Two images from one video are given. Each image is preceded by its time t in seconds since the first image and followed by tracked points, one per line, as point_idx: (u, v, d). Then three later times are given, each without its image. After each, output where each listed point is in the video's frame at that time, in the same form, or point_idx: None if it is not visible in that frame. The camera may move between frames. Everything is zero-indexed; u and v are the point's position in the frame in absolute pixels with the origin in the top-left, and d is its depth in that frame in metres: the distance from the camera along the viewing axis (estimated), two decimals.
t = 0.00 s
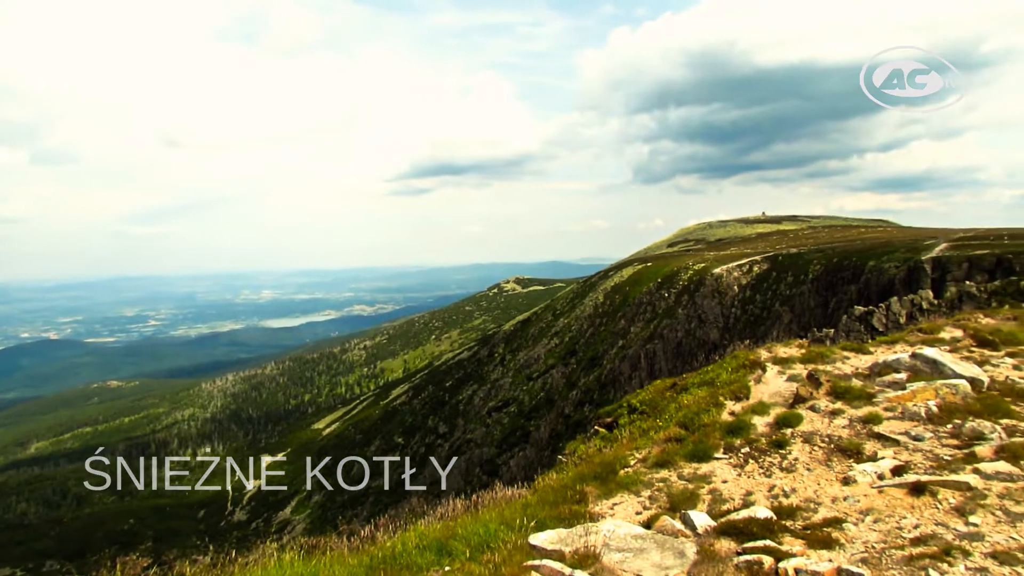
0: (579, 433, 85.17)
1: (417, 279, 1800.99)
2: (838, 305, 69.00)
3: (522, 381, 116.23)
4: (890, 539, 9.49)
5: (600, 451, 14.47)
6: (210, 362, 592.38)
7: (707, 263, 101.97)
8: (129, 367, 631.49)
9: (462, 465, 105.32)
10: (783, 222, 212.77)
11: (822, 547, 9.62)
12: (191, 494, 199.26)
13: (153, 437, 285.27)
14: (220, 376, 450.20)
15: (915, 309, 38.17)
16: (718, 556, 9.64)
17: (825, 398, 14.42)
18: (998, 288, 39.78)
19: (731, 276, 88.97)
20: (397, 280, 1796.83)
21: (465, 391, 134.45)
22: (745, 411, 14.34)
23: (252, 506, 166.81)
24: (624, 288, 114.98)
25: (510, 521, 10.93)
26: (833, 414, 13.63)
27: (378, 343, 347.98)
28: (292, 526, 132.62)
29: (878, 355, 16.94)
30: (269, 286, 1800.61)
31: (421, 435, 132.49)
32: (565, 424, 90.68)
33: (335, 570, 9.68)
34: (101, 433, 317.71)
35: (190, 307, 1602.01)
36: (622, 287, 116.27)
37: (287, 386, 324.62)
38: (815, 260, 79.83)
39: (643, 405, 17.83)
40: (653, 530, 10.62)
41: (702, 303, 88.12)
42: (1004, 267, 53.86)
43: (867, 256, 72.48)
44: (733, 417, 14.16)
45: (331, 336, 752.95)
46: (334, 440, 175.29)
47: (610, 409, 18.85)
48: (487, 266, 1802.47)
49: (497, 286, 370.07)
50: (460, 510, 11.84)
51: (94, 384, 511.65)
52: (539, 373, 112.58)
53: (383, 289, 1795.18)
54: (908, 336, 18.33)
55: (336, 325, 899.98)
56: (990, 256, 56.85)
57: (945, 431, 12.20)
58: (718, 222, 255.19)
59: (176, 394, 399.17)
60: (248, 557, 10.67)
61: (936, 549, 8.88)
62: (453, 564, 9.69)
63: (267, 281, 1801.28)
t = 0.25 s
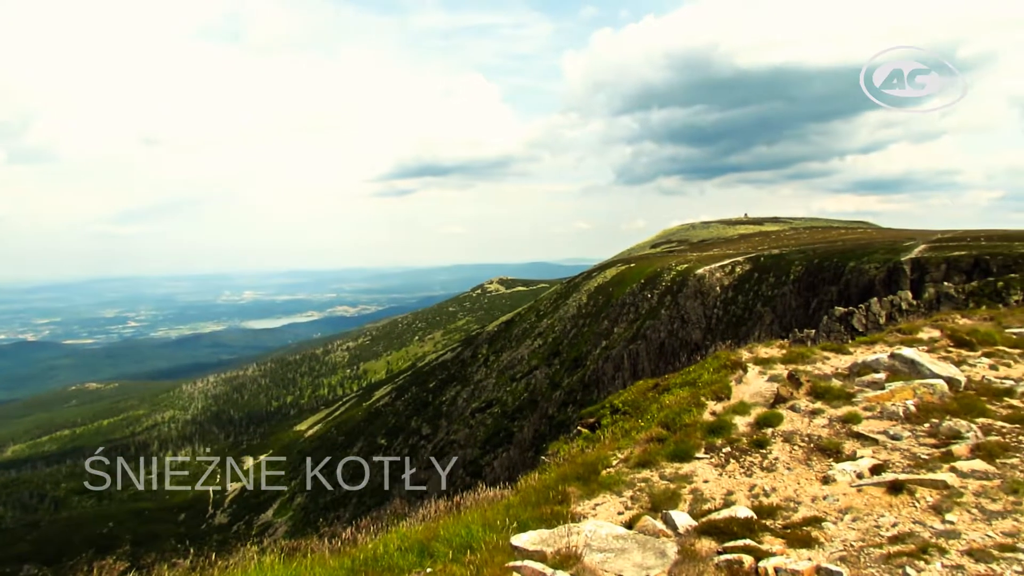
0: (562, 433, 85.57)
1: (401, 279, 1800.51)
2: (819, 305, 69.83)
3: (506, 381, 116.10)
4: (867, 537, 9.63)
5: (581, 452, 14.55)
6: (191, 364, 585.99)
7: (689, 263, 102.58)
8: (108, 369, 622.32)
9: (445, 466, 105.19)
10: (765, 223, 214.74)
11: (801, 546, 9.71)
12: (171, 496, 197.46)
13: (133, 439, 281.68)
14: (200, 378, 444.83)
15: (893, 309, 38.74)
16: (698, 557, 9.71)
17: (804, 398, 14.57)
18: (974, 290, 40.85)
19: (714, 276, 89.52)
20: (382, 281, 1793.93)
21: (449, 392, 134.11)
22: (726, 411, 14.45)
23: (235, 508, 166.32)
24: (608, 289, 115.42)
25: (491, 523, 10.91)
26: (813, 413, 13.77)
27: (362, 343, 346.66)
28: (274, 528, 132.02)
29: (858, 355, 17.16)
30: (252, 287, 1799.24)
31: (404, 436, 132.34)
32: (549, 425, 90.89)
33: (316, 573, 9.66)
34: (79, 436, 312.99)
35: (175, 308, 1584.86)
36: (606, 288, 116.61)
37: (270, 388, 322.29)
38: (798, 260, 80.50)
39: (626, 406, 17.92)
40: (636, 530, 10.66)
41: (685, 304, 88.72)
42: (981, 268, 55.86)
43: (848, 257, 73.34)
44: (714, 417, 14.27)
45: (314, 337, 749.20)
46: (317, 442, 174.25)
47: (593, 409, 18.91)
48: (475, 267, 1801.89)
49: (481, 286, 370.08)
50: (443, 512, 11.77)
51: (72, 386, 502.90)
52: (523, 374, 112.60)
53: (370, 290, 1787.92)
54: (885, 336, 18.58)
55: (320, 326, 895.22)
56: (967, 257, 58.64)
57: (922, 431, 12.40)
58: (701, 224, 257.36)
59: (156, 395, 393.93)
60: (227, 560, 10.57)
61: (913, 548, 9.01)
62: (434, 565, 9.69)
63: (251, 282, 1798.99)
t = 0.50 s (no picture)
0: (553, 431, 86.04)
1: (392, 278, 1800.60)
2: (809, 303, 70.30)
3: (498, 380, 116.02)
4: (858, 534, 9.67)
5: (574, 450, 14.58)
6: (179, 363, 583.16)
7: (681, 261, 102.85)
8: (96, 368, 617.39)
9: (437, 464, 105.26)
10: (756, 222, 215.55)
11: (792, 544, 9.75)
12: (161, 496, 196.95)
13: (122, 439, 280.09)
14: (189, 377, 442.22)
15: (883, 307, 38.95)
16: (690, 554, 9.74)
17: (795, 395, 14.65)
18: (963, 287, 41.28)
19: (705, 274, 89.76)
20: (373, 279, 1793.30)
21: (441, 390, 134.07)
22: (717, 409, 14.48)
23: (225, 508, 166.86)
24: (600, 287, 115.60)
25: (483, 522, 10.94)
26: (803, 411, 13.85)
27: (352, 342, 345.84)
28: (266, 528, 132.25)
29: (848, 352, 17.24)
30: (242, 286, 1801.28)
31: (396, 434, 132.53)
32: (541, 423, 91.15)
33: (308, 572, 9.72)
34: (67, 436, 310.63)
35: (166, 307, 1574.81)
36: (597, 286, 116.71)
37: (260, 387, 321.07)
38: (789, 258, 80.85)
39: (617, 404, 17.97)
40: (627, 528, 10.70)
41: (676, 302, 88.90)
42: (969, 266, 56.42)
43: (839, 255, 73.72)
44: (706, 414, 14.30)
45: (304, 336, 747.40)
46: (309, 440, 173.97)
47: (585, 406, 18.95)
48: (468, 265, 1801.83)
49: (472, 284, 369.84)
50: (436, 510, 11.77)
51: (59, 385, 498.58)
52: (515, 373, 112.58)
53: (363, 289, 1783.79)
54: (876, 333, 18.65)
55: (310, 325, 892.97)
56: (955, 256, 58.91)
57: (911, 427, 12.50)
58: (692, 222, 258.36)
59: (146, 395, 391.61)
60: (220, 560, 10.55)
61: (901, 544, 9.08)
62: (427, 565, 9.68)
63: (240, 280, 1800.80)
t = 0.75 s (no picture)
0: (535, 433, 86.29)
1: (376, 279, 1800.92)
2: (789, 305, 71.04)
3: (481, 382, 115.85)
4: (835, 533, 9.78)
5: (554, 452, 14.61)
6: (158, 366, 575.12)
7: (662, 264, 103.63)
8: (73, 372, 606.99)
9: (419, 468, 104.70)
10: (737, 224, 217.59)
11: (771, 543, 9.81)
12: (139, 501, 194.45)
13: (100, 444, 275.60)
14: (168, 381, 436.43)
15: (862, 309, 39.68)
16: (670, 555, 9.79)
17: (774, 396, 14.78)
18: (938, 289, 41.95)
19: (687, 276, 90.45)
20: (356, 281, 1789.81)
21: (423, 393, 133.73)
22: (697, 411, 14.60)
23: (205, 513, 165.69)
24: (582, 289, 116.21)
25: (462, 525, 10.94)
26: (782, 412, 14.01)
27: (334, 345, 344.12)
28: (247, 533, 130.98)
29: (826, 354, 17.46)
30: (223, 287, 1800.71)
31: (377, 437, 132.06)
32: (523, 425, 91.28)
33: None
34: (42, 442, 304.74)
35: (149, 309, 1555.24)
36: (580, 288, 117.24)
37: (241, 390, 317.95)
38: (768, 261, 81.55)
39: (598, 406, 18.04)
40: (607, 530, 10.74)
41: (658, 304, 89.38)
42: (945, 268, 57.08)
43: (818, 257, 74.64)
44: (686, 416, 14.40)
45: (286, 338, 743.41)
46: (289, 444, 172.52)
47: (567, 410, 19.01)
48: (455, 266, 1802.23)
49: (455, 287, 369.86)
50: (416, 513, 11.79)
51: (34, 391, 488.99)
52: (497, 375, 112.45)
53: (350, 291, 1773.99)
54: (854, 335, 18.85)
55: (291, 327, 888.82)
56: (931, 257, 59.90)
57: (888, 427, 12.68)
58: (674, 225, 260.33)
59: (124, 399, 385.90)
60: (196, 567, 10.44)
61: (879, 544, 9.17)
62: (406, 568, 9.69)
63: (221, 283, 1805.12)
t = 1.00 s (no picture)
0: (519, 433, 86.42)
1: (359, 279, 1801.08)
2: (771, 304, 71.77)
3: (464, 382, 115.60)
4: (814, 530, 9.87)
5: (537, 451, 14.61)
6: (136, 367, 566.34)
7: (644, 264, 104.23)
8: (48, 374, 595.80)
9: (403, 468, 104.05)
10: (719, 224, 219.26)
11: (750, 541, 9.89)
12: (118, 504, 191.89)
13: (78, 447, 270.95)
14: (146, 383, 430.13)
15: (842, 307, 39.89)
16: (651, 554, 9.80)
17: (755, 394, 14.90)
18: (917, 288, 42.45)
19: (669, 276, 91.09)
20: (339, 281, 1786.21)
21: (407, 393, 133.31)
22: (679, 409, 14.67)
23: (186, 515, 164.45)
24: (565, 289, 116.60)
25: (445, 526, 10.92)
26: (762, 410, 14.11)
27: (317, 345, 342.08)
28: (228, 535, 129.60)
29: (807, 352, 17.61)
30: (203, 287, 1800.43)
31: (361, 438, 131.49)
32: (507, 425, 91.24)
33: None
34: (16, 445, 298.68)
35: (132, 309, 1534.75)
36: (563, 288, 117.57)
37: (222, 391, 314.61)
38: (750, 261, 82.28)
39: (581, 405, 18.10)
40: (588, 529, 10.78)
41: (641, 303, 89.84)
42: (923, 268, 57.98)
43: (799, 257, 75.46)
44: (668, 415, 14.47)
45: (267, 339, 739.05)
46: (272, 445, 170.92)
47: (549, 408, 19.06)
48: (442, 266, 1801.73)
49: (438, 287, 369.46)
50: (398, 513, 11.76)
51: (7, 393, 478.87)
52: (481, 375, 112.29)
53: (333, 291, 1769.40)
54: (834, 334, 19.01)
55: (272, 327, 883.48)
56: (911, 257, 60.76)
57: (866, 425, 12.85)
58: (657, 225, 262.01)
59: (101, 401, 379.88)
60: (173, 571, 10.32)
61: (857, 540, 9.27)
62: (388, 570, 9.65)
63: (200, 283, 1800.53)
